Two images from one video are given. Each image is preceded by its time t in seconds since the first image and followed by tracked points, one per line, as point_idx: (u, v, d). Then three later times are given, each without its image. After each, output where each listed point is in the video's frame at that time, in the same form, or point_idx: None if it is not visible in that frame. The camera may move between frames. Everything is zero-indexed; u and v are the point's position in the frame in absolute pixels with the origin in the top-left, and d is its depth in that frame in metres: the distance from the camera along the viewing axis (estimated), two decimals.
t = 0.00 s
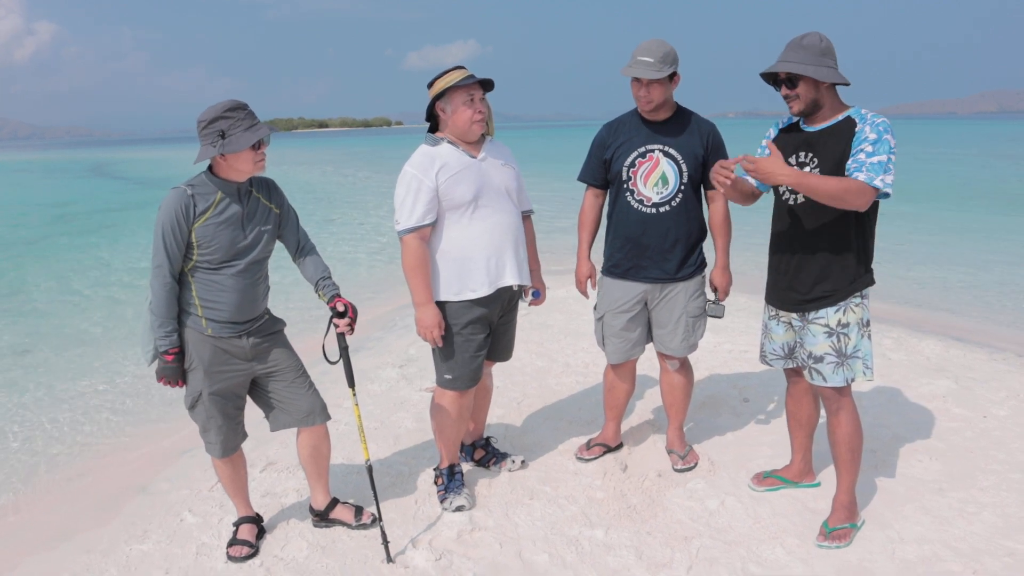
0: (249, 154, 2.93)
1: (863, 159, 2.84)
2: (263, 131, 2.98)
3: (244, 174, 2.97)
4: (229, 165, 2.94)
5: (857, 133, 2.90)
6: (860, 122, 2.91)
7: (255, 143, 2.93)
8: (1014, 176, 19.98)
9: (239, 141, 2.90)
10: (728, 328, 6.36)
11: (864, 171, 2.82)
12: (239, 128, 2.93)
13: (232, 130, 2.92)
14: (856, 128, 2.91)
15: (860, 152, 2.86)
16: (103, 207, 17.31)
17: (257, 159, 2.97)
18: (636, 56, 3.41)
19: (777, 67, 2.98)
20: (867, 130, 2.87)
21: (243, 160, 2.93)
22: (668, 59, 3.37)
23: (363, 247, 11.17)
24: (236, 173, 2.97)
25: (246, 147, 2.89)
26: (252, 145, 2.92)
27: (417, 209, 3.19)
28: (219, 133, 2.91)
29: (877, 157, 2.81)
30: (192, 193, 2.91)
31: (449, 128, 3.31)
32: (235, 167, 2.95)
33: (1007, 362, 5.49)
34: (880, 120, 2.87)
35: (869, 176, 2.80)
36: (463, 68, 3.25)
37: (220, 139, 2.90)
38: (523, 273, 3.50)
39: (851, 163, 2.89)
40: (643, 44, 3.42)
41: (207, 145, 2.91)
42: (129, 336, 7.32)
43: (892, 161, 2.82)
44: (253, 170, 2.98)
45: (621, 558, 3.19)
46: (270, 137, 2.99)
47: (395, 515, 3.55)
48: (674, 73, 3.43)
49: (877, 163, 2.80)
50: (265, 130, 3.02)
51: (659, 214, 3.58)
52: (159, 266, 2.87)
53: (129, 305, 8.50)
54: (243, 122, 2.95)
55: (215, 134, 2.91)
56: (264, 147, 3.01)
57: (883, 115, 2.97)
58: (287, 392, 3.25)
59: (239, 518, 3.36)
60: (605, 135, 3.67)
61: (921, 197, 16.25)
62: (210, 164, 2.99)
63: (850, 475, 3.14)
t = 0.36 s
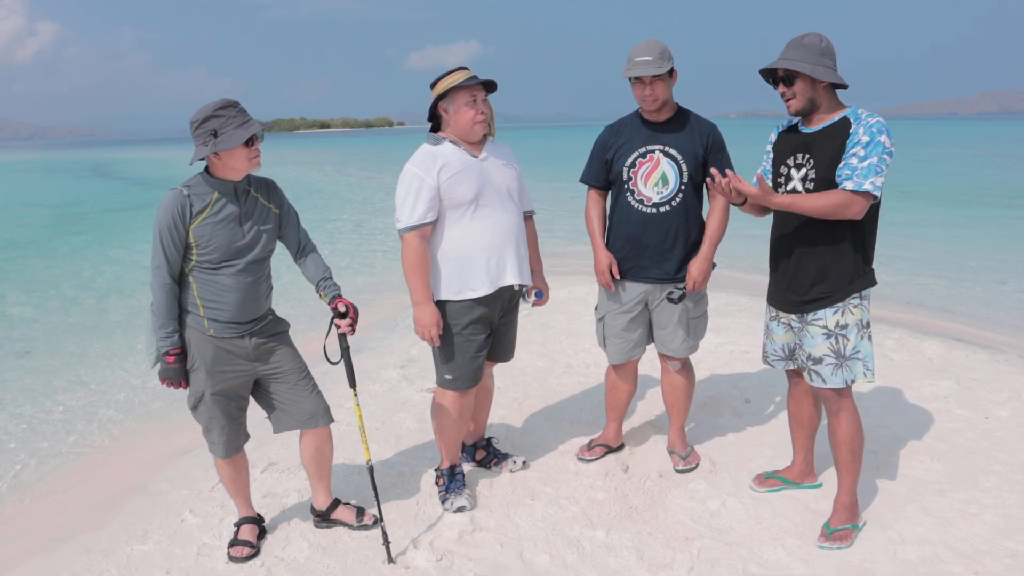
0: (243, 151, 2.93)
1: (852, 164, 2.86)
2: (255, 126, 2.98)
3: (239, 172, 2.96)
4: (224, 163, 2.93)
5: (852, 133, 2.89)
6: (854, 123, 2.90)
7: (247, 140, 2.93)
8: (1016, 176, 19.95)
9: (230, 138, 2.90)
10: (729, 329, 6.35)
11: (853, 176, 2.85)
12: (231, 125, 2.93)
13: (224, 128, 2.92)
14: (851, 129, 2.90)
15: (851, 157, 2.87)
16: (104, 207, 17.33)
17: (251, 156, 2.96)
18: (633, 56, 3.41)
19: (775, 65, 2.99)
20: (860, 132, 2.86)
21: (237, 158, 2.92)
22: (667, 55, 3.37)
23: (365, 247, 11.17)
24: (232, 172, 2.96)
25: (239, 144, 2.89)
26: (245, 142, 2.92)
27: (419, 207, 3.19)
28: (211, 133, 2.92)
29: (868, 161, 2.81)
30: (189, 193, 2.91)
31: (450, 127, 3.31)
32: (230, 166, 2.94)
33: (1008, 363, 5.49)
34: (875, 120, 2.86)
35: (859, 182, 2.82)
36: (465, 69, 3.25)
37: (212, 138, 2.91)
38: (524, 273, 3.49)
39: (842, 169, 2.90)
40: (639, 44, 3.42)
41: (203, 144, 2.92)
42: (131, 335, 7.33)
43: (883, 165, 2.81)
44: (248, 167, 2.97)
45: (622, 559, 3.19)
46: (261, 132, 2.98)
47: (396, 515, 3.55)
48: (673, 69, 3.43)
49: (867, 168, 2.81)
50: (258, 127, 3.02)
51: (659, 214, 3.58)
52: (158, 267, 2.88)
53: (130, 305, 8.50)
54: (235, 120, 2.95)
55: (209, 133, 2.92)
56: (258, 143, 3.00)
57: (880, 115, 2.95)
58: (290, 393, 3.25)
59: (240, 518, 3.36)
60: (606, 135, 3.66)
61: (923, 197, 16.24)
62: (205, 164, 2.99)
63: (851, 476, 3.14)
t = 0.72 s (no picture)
0: (249, 155, 2.93)
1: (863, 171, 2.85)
2: (261, 131, 2.98)
3: (244, 175, 2.97)
4: (230, 167, 2.94)
5: (856, 138, 2.90)
6: (858, 128, 2.91)
7: (253, 144, 2.93)
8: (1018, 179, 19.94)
9: (237, 143, 2.90)
10: (731, 332, 6.35)
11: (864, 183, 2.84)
12: (237, 130, 2.94)
13: (230, 133, 2.93)
14: (855, 133, 2.91)
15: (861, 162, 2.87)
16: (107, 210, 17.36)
17: (257, 160, 2.97)
18: (632, 63, 3.41)
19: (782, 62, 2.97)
20: (865, 137, 2.87)
21: (243, 162, 2.93)
22: (664, 60, 3.38)
23: (366, 250, 11.18)
24: (236, 175, 2.96)
25: (244, 149, 2.90)
26: (251, 146, 2.92)
27: (421, 209, 3.19)
28: (217, 137, 2.92)
29: (878, 167, 2.82)
30: (194, 196, 2.91)
31: (453, 128, 3.31)
32: (235, 170, 2.94)
33: (1011, 366, 5.48)
34: (879, 125, 2.87)
35: (870, 190, 2.82)
36: (468, 72, 3.26)
37: (217, 142, 2.91)
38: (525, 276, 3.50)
39: (851, 176, 2.90)
40: (635, 51, 3.42)
41: (208, 149, 2.92)
42: (133, 338, 7.33)
43: (892, 170, 2.82)
44: (254, 171, 2.97)
45: (625, 563, 3.18)
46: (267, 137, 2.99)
47: (398, 519, 3.55)
48: (672, 73, 3.43)
49: (878, 174, 2.82)
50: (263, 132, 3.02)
51: (661, 217, 3.58)
52: (163, 269, 2.88)
53: (132, 307, 8.51)
54: (240, 124, 2.96)
55: (215, 137, 2.92)
56: (263, 147, 3.00)
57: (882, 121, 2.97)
58: (293, 395, 3.25)
59: (242, 521, 3.36)
60: (607, 140, 3.67)
61: (925, 200, 16.22)
62: (210, 168, 2.99)
63: (854, 481, 3.14)
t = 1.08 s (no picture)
0: (252, 156, 2.93)
1: (866, 171, 2.86)
2: (264, 133, 2.98)
3: (247, 176, 2.97)
4: (232, 168, 2.94)
5: (859, 139, 2.90)
6: (861, 130, 2.91)
7: (257, 145, 2.93)
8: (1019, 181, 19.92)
9: (240, 144, 2.90)
10: (732, 333, 6.34)
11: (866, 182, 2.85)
12: (240, 131, 2.94)
13: (234, 134, 2.93)
14: (858, 135, 2.91)
15: (863, 163, 2.88)
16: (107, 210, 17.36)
17: (259, 161, 2.97)
18: (629, 67, 3.41)
19: (781, 62, 2.99)
20: (868, 137, 2.88)
21: (246, 163, 2.93)
22: (661, 62, 3.38)
23: (367, 251, 11.18)
24: (239, 176, 2.97)
25: (247, 150, 2.90)
26: (254, 148, 2.92)
27: (421, 210, 3.19)
28: (221, 138, 2.92)
29: (881, 167, 2.83)
30: (197, 197, 2.92)
31: (452, 129, 3.32)
32: (238, 171, 2.94)
33: (1012, 368, 5.47)
34: (881, 126, 2.87)
35: (872, 190, 2.83)
36: (467, 73, 3.26)
37: (221, 143, 2.91)
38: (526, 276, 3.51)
39: (853, 176, 2.91)
40: (632, 54, 3.42)
41: (210, 150, 2.91)
42: (134, 338, 7.34)
43: (894, 171, 2.83)
44: (256, 172, 2.98)
45: (625, 564, 3.18)
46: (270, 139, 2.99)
47: (399, 519, 3.55)
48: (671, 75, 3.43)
49: (880, 175, 2.83)
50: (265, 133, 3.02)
51: (662, 219, 3.58)
52: (165, 270, 2.88)
53: (133, 308, 8.52)
54: (243, 125, 2.96)
55: (218, 138, 2.92)
56: (265, 149, 3.01)
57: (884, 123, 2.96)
58: (295, 395, 3.25)
59: (243, 522, 3.36)
60: (607, 142, 3.67)
61: (926, 201, 16.20)
62: (212, 169, 2.99)
63: (855, 482, 3.13)
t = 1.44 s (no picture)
0: (252, 158, 2.94)
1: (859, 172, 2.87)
2: (264, 134, 2.99)
3: (247, 177, 2.97)
4: (233, 169, 2.94)
5: (856, 141, 2.90)
6: (860, 132, 2.91)
7: (257, 147, 2.94)
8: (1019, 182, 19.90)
9: (241, 146, 2.91)
10: (732, 335, 6.34)
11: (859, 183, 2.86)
12: (241, 132, 2.94)
13: (234, 135, 2.93)
14: (855, 137, 2.91)
15: (857, 164, 2.88)
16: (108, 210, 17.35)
17: (259, 163, 2.97)
18: (628, 71, 3.40)
19: (782, 63, 3.00)
20: (864, 139, 2.88)
21: (246, 165, 2.93)
22: (659, 64, 3.38)
23: (367, 251, 11.18)
24: (239, 178, 2.97)
25: (247, 152, 2.90)
26: (255, 150, 2.92)
27: (421, 212, 3.19)
28: (221, 140, 2.92)
29: (874, 169, 2.83)
30: (196, 198, 2.91)
31: (450, 131, 3.32)
32: (238, 172, 2.95)
33: (1013, 369, 5.47)
34: (880, 129, 2.87)
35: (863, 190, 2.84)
36: (465, 73, 3.26)
37: (222, 145, 2.91)
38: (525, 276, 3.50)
39: (848, 177, 2.92)
40: (630, 57, 3.42)
41: (210, 151, 2.91)
42: (134, 339, 7.33)
43: (889, 173, 2.83)
44: (257, 173, 2.98)
45: (625, 565, 3.18)
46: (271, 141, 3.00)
47: (398, 520, 3.55)
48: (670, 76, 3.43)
49: (872, 176, 2.83)
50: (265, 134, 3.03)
51: (663, 220, 3.58)
52: (165, 271, 2.87)
53: (133, 308, 8.52)
54: (244, 127, 2.96)
55: (219, 139, 2.92)
56: (265, 150, 3.01)
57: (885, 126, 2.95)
58: (293, 396, 3.25)
59: (242, 523, 3.36)
60: (606, 144, 3.67)
61: (927, 202, 16.19)
62: (212, 170, 2.99)
63: (855, 484, 3.13)
